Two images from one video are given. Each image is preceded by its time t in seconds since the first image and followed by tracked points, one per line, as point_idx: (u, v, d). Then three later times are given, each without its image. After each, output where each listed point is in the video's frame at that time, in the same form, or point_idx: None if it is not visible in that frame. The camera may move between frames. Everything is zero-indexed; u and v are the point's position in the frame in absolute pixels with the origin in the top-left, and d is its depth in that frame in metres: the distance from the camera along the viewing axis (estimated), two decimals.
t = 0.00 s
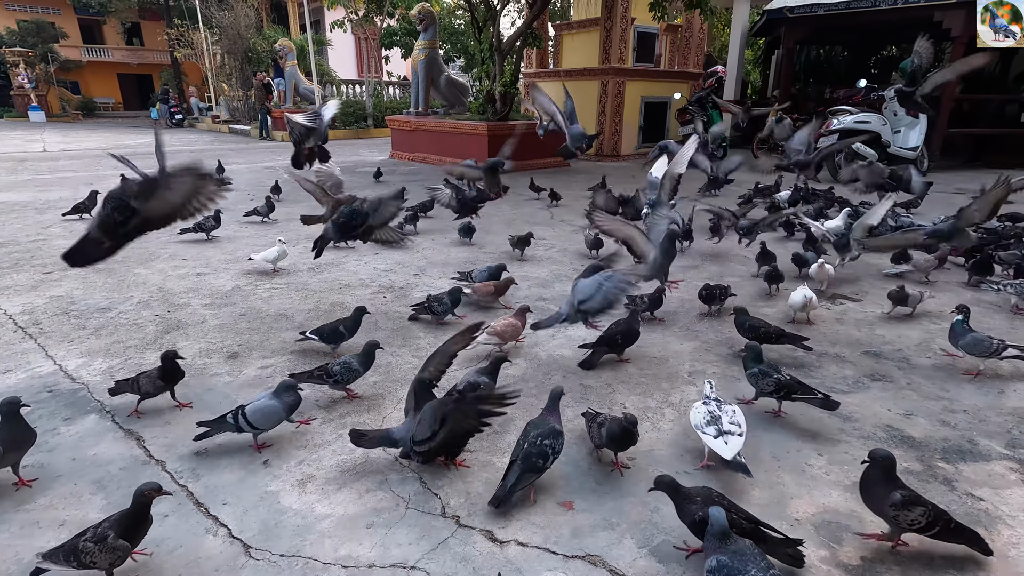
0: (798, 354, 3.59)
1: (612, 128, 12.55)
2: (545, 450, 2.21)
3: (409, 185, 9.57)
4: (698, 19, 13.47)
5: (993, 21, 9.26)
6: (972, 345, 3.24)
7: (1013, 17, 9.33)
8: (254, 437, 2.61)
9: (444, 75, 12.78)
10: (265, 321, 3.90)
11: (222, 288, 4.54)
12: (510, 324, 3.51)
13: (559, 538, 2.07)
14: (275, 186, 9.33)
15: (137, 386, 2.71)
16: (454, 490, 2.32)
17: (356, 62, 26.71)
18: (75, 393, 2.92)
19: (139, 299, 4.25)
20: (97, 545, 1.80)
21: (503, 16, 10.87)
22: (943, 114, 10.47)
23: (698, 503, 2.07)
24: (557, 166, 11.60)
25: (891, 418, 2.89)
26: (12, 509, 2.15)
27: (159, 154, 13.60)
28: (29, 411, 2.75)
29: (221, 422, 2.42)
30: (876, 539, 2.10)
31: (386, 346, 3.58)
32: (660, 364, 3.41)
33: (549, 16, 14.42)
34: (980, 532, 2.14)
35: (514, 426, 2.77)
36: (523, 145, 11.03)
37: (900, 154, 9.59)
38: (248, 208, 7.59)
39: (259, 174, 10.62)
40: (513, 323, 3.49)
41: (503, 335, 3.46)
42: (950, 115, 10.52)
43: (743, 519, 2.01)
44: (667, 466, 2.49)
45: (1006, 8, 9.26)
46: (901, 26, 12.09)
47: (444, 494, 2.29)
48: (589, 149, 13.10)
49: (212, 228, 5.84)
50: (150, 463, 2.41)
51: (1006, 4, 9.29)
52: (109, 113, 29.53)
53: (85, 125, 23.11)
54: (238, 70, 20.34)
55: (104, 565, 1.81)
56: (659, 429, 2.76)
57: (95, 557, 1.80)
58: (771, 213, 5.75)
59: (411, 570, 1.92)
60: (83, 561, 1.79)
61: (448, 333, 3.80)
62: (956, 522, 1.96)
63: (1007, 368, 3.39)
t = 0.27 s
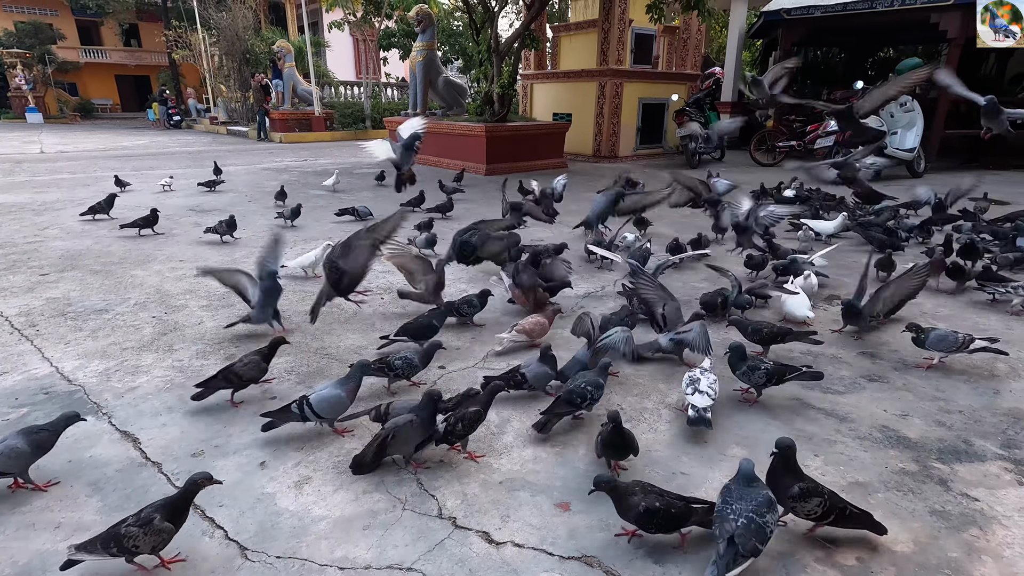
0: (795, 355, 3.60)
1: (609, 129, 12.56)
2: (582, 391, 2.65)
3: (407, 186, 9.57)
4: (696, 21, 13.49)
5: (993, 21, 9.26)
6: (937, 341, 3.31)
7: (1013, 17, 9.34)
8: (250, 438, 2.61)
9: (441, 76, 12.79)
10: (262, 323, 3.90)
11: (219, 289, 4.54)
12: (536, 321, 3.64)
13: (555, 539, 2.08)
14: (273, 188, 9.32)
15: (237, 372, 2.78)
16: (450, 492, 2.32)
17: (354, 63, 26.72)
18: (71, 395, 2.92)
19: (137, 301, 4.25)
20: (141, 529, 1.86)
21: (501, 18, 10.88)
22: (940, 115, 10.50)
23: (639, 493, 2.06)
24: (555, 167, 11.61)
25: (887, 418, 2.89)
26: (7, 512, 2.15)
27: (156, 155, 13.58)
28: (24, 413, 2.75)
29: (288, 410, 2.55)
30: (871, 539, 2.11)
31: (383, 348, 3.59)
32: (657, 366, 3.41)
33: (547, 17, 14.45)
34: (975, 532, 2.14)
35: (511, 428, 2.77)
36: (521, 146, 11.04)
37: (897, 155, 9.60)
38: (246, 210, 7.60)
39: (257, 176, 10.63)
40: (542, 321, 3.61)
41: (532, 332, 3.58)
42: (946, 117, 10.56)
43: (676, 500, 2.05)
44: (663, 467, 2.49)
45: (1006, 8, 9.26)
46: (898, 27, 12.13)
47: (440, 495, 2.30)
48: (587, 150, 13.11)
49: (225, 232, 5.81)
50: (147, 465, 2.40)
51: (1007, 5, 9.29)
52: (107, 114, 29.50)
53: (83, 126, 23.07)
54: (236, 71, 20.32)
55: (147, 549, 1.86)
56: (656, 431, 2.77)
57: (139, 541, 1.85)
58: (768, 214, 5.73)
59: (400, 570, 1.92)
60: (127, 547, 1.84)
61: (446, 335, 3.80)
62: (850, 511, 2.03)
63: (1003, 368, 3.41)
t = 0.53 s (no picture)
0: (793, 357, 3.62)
1: (608, 131, 12.58)
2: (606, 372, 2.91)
3: (406, 187, 9.59)
4: (694, 23, 13.52)
5: (994, 21, 9.27)
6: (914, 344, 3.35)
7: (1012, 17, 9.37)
8: (249, 440, 2.61)
9: (440, 78, 12.81)
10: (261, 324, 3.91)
11: (219, 290, 4.55)
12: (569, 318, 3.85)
13: (554, 540, 2.08)
14: (272, 189, 9.33)
15: (337, 353, 3.13)
16: (449, 493, 2.33)
17: (353, 64, 26.76)
18: (70, 397, 2.92)
19: (136, 302, 4.26)
20: (196, 524, 1.91)
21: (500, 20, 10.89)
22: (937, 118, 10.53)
23: (573, 501, 2.02)
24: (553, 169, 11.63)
25: (884, 419, 2.91)
26: (7, 513, 2.15)
27: (154, 156, 13.57)
28: (23, 415, 2.75)
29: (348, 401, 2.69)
30: (869, 539, 2.12)
31: (382, 349, 3.59)
32: (655, 367, 3.43)
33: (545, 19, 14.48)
34: (971, 532, 2.16)
35: (509, 429, 2.78)
36: (520, 148, 11.05)
37: (895, 157, 9.63)
38: (245, 211, 7.60)
39: (255, 177, 10.63)
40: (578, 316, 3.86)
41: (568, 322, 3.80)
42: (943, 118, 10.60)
43: (611, 504, 2.03)
44: (661, 468, 2.50)
45: (1006, 8, 9.30)
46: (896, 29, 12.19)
47: (439, 496, 2.30)
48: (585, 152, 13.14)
49: (244, 238, 5.70)
50: (146, 466, 2.41)
51: (1007, 5, 9.32)
52: (105, 115, 29.50)
53: (81, 127, 23.07)
54: (235, 73, 20.33)
55: (202, 542, 1.91)
56: (654, 432, 2.78)
57: (194, 535, 1.89)
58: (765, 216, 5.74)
59: (396, 570, 1.93)
60: (184, 542, 1.89)
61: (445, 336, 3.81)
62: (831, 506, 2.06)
63: (1000, 369, 3.42)
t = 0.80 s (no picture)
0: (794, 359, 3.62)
1: (607, 132, 12.60)
2: (639, 376, 2.99)
3: (405, 189, 9.60)
4: (694, 24, 13.54)
5: (993, 21, 9.35)
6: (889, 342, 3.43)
7: (1012, 17, 9.47)
8: (250, 441, 2.61)
9: (440, 79, 12.82)
10: (261, 326, 3.91)
11: (218, 292, 4.55)
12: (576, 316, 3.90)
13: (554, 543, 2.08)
14: (271, 190, 9.32)
15: (378, 341, 3.25)
16: (450, 495, 2.33)
17: (352, 66, 26.78)
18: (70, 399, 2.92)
19: (136, 304, 4.25)
20: (229, 504, 1.99)
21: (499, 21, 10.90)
22: (936, 120, 10.56)
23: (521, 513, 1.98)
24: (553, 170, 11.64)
25: (884, 421, 2.91)
26: (7, 515, 2.15)
27: (153, 157, 13.56)
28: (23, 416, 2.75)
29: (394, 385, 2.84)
30: (870, 540, 2.12)
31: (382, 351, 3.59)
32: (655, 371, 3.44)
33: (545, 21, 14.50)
34: (971, 533, 2.16)
35: (510, 431, 2.78)
36: (519, 149, 11.06)
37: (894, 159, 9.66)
38: (245, 212, 7.60)
39: (255, 178, 10.62)
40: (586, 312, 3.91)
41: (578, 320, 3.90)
42: (942, 120, 10.62)
43: (564, 507, 2.01)
44: (661, 470, 2.51)
45: (1006, 9, 9.39)
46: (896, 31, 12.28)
47: (439, 498, 2.30)
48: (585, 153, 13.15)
49: (264, 241, 5.65)
50: (146, 468, 2.40)
51: (1006, 5, 9.41)
52: (104, 116, 29.47)
53: (80, 129, 23.04)
54: (234, 74, 20.34)
55: (238, 521, 1.99)
56: (654, 434, 2.78)
57: (230, 515, 1.97)
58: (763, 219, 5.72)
59: (394, 570, 1.94)
60: (219, 523, 1.96)
61: (445, 337, 3.82)
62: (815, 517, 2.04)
63: (999, 370, 3.43)
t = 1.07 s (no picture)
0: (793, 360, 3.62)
1: (607, 134, 12.61)
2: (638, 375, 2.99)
3: (405, 190, 9.60)
4: (694, 25, 13.56)
5: (993, 21, 9.34)
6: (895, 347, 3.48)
7: (1013, 17, 9.44)
8: (249, 442, 2.61)
9: (440, 81, 12.83)
10: (261, 326, 3.91)
11: (218, 293, 4.55)
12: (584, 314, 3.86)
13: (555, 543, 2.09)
14: (271, 192, 9.33)
15: (389, 337, 3.37)
16: (450, 495, 2.33)
17: (352, 67, 26.80)
18: (70, 399, 2.92)
19: (136, 305, 4.25)
20: (263, 492, 2.08)
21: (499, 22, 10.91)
22: (935, 121, 10.57)
23: (514, 513, 1.98)
24: (553, 171, 11.65)
25: (884, 422, 2.91)
26: (7, 516, 2.14)
27: (153, 158, 13.57)
28: (23, 417, 2.75)
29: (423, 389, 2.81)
30: (870, 541, 2.13)
31: (381, 352, 3.59)
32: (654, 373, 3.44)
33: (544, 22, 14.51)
34: (970, 535, 2.16)
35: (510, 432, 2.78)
36: (519, 150, 11.07)
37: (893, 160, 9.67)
38: (245, 214, 7.60)
39: (255, 179, 10.63)
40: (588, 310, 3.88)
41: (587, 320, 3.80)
42: (941, 121, 10.62)
43: (557, 508, 2.00)
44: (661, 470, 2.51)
45: (1006, 9, 9.38)
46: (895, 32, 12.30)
47: (439, 499, 2.30)
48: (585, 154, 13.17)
49: (283, 243, 5.59)
50: (147, 469, 2.41)
51: (1006, 5, 9.40)
52: (104, 117, 29.50)
53: (80, 130, 23.06)
54: (234, 75, 20.36)
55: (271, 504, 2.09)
56: (654, 434, 2.78)
57: (265, 500, 2.07)
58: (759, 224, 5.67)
59: (394, 570, 1.94)
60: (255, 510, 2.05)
61: (445, 338, 3.82)
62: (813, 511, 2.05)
63: (999, 371, 3.44)
